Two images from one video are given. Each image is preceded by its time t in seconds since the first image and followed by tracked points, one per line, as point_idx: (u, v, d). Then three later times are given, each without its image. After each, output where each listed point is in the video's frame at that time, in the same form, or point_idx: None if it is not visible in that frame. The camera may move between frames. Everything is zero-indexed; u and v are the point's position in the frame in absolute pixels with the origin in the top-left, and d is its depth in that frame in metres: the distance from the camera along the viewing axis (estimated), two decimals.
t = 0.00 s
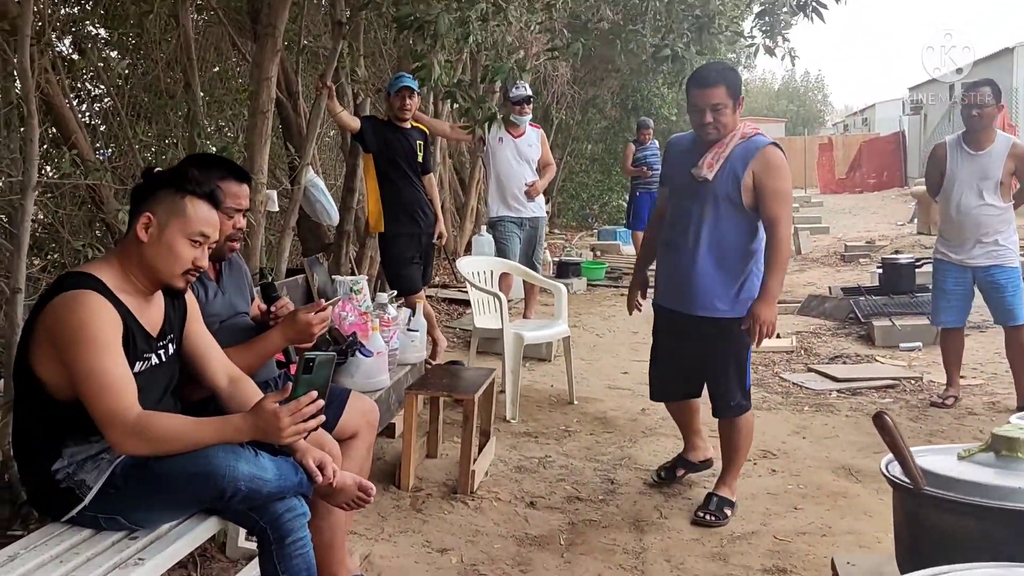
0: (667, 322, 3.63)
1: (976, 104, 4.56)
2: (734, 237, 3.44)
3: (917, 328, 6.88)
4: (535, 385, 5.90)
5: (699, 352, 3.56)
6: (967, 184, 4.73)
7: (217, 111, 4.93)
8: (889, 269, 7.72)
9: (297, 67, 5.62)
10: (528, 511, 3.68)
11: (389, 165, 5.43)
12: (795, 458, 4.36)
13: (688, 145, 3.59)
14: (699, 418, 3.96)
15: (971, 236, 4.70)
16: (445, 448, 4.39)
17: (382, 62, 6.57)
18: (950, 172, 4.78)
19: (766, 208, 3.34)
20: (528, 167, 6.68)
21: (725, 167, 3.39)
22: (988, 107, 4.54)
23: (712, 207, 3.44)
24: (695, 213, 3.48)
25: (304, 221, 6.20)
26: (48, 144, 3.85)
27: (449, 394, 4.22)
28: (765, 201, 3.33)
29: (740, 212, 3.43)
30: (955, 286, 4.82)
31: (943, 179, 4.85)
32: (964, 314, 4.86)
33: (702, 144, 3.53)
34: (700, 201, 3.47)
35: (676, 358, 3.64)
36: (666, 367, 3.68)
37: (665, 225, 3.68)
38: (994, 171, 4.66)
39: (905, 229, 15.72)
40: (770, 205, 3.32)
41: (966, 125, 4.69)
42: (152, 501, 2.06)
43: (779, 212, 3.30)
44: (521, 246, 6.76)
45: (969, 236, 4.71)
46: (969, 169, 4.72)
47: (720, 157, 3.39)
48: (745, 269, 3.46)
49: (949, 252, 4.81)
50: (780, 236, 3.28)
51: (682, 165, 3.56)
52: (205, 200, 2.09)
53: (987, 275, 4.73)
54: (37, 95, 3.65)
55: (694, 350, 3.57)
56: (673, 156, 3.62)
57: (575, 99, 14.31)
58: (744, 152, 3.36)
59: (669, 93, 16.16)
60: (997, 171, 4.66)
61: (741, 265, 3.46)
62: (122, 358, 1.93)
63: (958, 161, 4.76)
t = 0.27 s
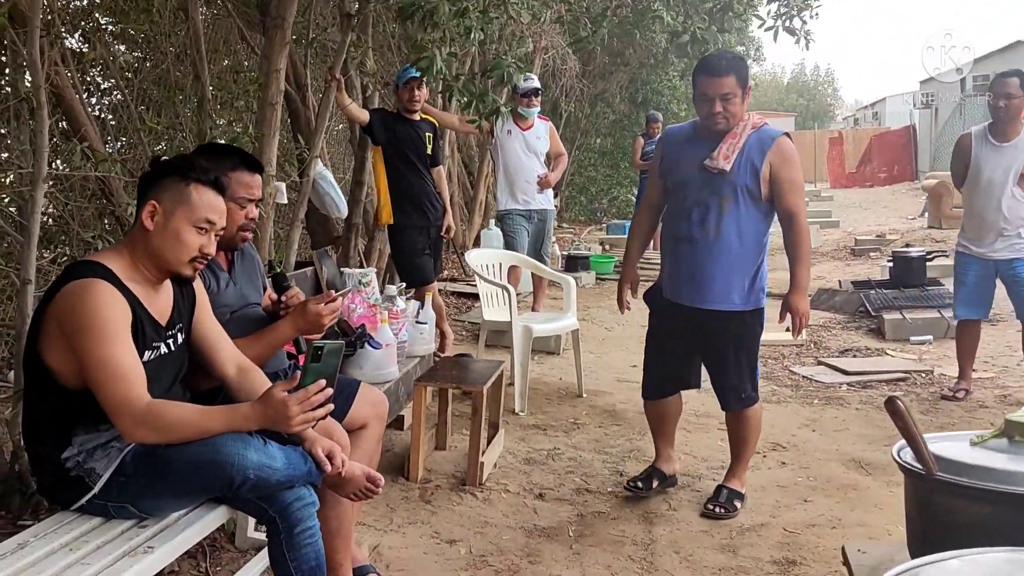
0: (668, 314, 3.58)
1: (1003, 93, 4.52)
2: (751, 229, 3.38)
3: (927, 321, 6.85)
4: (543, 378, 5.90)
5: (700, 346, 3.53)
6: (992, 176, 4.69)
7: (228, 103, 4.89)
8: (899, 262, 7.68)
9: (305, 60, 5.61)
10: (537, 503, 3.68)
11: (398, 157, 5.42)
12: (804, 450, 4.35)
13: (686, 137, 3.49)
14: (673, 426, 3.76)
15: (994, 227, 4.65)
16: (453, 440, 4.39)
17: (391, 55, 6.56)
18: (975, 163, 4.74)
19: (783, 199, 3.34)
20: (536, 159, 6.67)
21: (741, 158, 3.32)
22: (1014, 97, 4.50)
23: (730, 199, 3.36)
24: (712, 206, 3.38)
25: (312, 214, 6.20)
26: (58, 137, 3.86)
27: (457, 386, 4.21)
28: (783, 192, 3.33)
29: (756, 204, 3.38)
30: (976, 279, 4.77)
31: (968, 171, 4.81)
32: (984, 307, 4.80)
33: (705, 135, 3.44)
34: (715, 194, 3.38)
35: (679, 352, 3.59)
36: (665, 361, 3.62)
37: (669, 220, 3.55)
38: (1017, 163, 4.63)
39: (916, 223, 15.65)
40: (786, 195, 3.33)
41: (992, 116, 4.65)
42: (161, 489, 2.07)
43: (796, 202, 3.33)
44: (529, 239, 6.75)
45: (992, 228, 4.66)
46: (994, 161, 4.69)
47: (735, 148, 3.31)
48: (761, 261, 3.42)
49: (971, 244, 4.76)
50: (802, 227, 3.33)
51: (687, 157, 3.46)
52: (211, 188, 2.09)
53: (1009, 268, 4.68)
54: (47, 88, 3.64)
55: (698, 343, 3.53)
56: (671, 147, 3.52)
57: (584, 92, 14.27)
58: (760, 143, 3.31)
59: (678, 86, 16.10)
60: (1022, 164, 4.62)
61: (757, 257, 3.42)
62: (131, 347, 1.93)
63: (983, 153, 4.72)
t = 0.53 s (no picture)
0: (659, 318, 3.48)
1: None
2: (745, 224, 3.37)
3: (935, 318, 6.82)
4: (550, 374, 5.90)
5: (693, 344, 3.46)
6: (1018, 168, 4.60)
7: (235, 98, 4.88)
8: (907, 258, 7.65)
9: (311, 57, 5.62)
10: (543, 499, 3.68)
11: (404, 154, 5.43)
12: (811, 447, 4.34)
13: (667, 135, 3.43)
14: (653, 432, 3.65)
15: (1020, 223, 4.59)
16: (459, 436, 4.39)
17: (397, 51, 6.56)
18: (1000, 156, 4.64)
19: (774, 193, 3.36)
20: (543, 156, 6.65)
21: (735, 152, 3.29)
22: None
23: (726, 195, 3.33)
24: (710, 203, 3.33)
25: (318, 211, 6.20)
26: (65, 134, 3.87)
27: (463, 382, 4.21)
28: (774, 186, 3.34)
29: (748, 199, 3.37)
30: (998, 275, 4.71)
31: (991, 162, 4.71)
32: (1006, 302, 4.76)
33: (688, 132, 3.40)
34: (711, 191, 3.34)
35: (673, 358, 3.49)
36: (657, 369, 3.51)
37: (659, 221, 3.47)
38: None
39: (924, 219, 15.59)
40: (774, 188, 3.36)
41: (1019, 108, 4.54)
42: (168, 485, 2.07)
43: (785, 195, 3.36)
44: (535, 235, 6.74)
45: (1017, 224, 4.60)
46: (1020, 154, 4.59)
47: (728, 143, 3.28)
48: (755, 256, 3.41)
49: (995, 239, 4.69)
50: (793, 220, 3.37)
51: (673, 155, 3.40)
52: (216, 183, 2.10)
53: None
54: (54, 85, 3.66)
55: (695, 344, 3.46)
56: (654, 146, 3.45)
57: (590, 88, 14.23)
58: (752, 137, 3.29)
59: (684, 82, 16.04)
60: None
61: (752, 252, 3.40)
62: (137, 342, 1.94)
63: (1010, 145, 4.62)
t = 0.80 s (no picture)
0: (640, 319, 3.45)
1: None
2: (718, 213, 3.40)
3: (938, 315, 6.81)
4: (552, 371, 5.89)
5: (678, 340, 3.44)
6: None
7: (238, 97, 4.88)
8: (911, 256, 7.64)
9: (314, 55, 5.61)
10: (546, 496, 3.68)
11: (407, 152, 5.42)
12: (815, 444, 4.33)
13: (628, 134, 3.40)
14: (652, 428, 3.63)
15: None
16: (462, 434, 4.39)
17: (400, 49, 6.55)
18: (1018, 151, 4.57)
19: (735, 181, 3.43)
20: (545, 154, 6.64)
21: (704, 144, 3.31)
22: None
23: (702, 187, 3.34)
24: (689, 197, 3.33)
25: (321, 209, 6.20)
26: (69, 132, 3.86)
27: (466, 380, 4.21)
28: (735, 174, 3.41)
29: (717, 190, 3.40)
30: (1012, 271, 4.66)
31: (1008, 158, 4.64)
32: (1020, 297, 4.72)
33: (647, 128, 3.39)
34: (686, 185, 3.34)
35: (658, 353, 3.47)
36: (643, 370, 3.49)
37: (634, 220, 3.43)
38: None
39: (927, 216, 15.56)
40: (732, 176, 3.43)
41: None
42: (172, 483, 2.07)
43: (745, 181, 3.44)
44: (538, 233, 6.74)
45: None
46: None
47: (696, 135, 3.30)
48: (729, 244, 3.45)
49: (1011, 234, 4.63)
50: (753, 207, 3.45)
51: (640, 153, 3.37)
52: (218, 180, 2.11)
53: None
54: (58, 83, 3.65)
55: (678, 339, 3.44)
56: (618, 147, 3.40)
57: (593, 85, 14.20)
58: (716, 127, 3.33)
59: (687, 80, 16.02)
60: None
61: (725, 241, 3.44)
62: (141, 339, 1.94)
63: None
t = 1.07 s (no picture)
0: (628, 315, 3.44)
1: None
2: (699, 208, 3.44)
3: (936, 314, 6.81)
4: (551, 371, 5.89)
5: (666, 333, 3.46)
6: None
7: (234, 97, 4.88)
8: (908, 255, 7.65)
9: (314, 56, 5.61)
10: (545, 496, 3.68)
11: (404, 152, 5.43)
12: (814, 443, 4.33)
13: (601, 140, 3.38)
14: (647, 424, 3.63)
15: None
16: (461, 433, 4.39)
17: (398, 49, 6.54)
18: None
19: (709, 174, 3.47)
20: (543, 154, 6.64)
21: (678, 141, 3.34)
22: None
23: (684, 185, 3.37)
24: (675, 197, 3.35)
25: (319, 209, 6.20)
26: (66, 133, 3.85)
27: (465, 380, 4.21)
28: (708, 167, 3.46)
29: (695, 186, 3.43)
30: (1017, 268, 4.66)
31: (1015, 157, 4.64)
32: None
33: (618, 131, 3.39)
34: (669, 185, 3.35)
35: (647, 348, 3.48)
36: (634, 370, 3.49)
37: (622, 225, 3.42)
38: None
39: (924, 215, 15.56)
40: (703, 171, 3.48)
41: None
42: (169, 483, 2.07)
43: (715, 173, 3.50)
44: (537, 233, 6.73)
45: None
46: None
47: (671, 134, 3.32)
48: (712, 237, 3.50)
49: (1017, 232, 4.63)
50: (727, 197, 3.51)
51: (617, 158, 3.36)
52: (214, 179, 2.10)
53: None
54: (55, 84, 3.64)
55: (668, 335, 3.46)
56: (595, 155, 3.37)
57: (591, 85, 14.19)
58: (687, 125, 3.36)
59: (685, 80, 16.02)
60: None
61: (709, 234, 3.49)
62: (137, 339, 1.93)
63: None
